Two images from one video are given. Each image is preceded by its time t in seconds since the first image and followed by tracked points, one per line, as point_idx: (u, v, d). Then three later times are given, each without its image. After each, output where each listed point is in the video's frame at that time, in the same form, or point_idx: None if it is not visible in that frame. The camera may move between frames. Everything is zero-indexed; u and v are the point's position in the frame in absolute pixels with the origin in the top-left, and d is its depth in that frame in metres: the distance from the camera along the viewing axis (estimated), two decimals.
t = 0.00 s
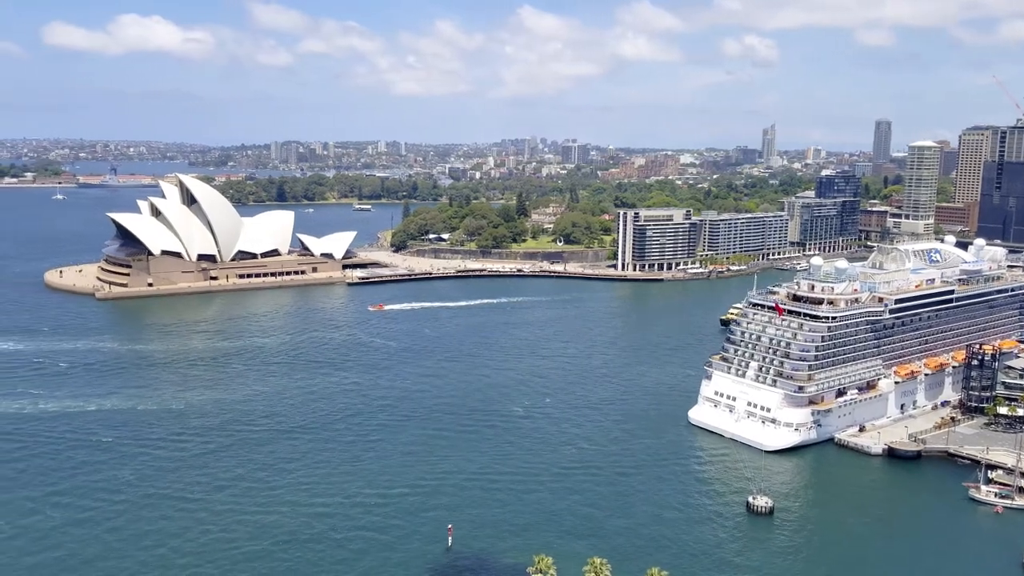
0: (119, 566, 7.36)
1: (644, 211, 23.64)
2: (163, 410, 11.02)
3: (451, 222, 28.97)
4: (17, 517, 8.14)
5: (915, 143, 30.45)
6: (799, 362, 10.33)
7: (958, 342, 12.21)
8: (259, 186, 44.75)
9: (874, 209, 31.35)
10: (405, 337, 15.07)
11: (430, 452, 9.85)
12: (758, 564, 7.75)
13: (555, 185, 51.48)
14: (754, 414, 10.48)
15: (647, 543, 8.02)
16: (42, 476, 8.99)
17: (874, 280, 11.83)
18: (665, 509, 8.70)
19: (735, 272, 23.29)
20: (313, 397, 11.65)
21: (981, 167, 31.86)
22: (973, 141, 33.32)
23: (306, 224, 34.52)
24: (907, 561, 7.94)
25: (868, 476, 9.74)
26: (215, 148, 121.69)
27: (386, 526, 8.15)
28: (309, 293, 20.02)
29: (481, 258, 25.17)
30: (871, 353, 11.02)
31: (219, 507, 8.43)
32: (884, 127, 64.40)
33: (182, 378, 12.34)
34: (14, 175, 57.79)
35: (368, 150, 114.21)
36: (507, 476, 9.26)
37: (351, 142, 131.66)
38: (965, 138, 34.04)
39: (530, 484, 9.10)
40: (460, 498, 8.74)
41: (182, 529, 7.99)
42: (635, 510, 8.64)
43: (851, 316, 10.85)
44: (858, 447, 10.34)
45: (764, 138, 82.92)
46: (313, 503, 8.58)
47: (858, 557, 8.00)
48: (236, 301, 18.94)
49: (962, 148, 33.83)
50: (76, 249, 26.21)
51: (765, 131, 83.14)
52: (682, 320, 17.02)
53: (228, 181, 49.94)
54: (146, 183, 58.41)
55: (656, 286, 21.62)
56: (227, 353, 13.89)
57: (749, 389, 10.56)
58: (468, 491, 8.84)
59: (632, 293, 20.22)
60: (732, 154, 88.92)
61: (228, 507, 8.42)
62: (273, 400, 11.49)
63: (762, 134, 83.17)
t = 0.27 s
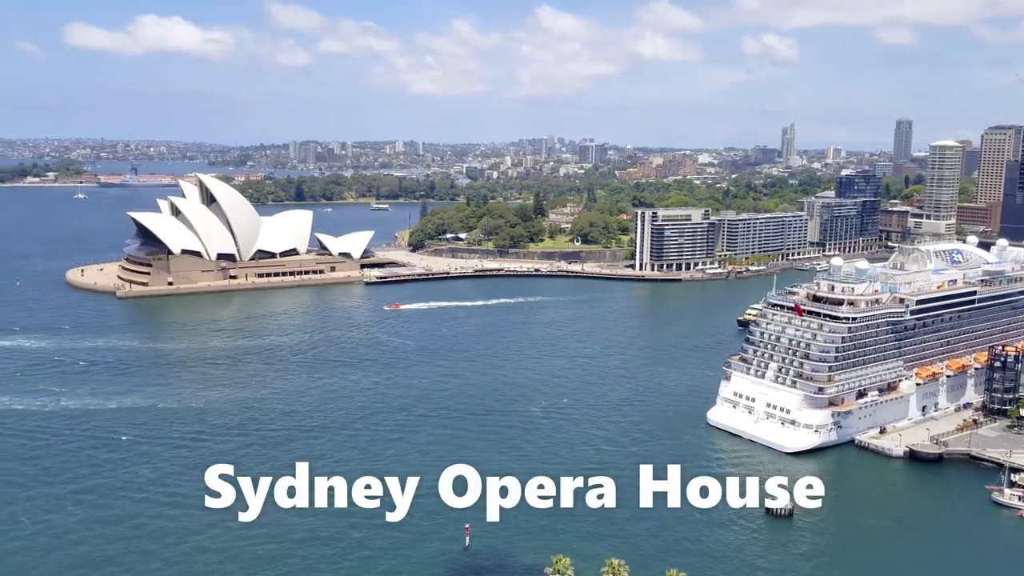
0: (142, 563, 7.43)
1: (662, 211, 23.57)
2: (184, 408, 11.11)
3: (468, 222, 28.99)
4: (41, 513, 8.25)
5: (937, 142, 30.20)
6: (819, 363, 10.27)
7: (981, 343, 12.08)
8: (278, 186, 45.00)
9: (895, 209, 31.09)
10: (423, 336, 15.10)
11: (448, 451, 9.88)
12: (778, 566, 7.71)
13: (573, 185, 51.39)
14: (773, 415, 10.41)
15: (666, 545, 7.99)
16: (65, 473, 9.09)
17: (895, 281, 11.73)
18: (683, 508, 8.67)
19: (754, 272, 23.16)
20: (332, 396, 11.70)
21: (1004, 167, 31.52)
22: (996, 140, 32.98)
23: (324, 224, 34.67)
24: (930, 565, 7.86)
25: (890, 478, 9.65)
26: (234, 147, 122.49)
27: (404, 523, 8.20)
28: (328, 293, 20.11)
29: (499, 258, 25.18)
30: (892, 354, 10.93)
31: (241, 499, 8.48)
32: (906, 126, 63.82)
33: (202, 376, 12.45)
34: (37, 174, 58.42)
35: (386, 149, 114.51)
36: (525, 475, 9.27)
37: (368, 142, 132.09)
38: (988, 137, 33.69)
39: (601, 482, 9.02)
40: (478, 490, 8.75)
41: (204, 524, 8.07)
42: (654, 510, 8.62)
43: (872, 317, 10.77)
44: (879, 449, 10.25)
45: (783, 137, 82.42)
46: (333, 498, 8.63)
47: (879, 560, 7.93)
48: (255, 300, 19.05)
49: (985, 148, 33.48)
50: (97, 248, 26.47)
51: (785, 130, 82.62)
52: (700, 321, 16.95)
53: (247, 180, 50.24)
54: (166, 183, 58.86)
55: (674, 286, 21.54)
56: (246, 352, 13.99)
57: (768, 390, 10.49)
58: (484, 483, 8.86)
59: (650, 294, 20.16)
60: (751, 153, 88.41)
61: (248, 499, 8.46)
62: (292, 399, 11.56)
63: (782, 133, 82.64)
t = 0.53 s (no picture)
0: (159, 559, 7.46)
1: (681, 211, 23.50)
2: (203, 406, 11.18)
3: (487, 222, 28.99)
4: (61, 509, 8.31)
5: (961, 143, 29.91)
6: (840, 366, 10.17)
7: (1005, 346, 11.90)
8: (298, 185, 45.21)
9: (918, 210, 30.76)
10: (441, 336, 15.10)
11: (465, 450, 9.86)
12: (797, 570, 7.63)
13: (592, 185, 51.24)
14: (793, 417, 10.30)
15: (683, 547, 7.92)
16: (85, 469, 9.16)
17: (918, 282, 11.58)
18: (702, 511, 8.60)
19: (774, 273, 22.97)
20: (350, 394, 11.72)
21: None
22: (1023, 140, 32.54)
23: (343, 223, 34.77)
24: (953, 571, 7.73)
25: (912, 483, 9.52)
26: (254, 147, 123.29)
27: (420, 522, 8.18)
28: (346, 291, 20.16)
29: (517, 258, 25.14)
30: (914, 357, 10.80)
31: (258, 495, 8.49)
32: (930, 127, 63.13)
33: (222, 374, 12.51)
34: (61, 173, 59.07)
35: (405, 148, 114.77)
36: (541, 475, 9.22)
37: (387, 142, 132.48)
38: (1014, 137, 33.27)
39: (601, 482, 8.99)
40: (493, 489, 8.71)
41: (219, 521, 8.08)
42: (671, 512, 8.55)
43: (894, 319, 10.64)
44: (900, 452, 10.11)
45: (805, 138, 81.80)
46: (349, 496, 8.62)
47: (900, 566, 7.81)
48: (274, 298, 19.14)
49: (1011, 148, 33.06)
50: (119, 247, 26.71)
51: (806, 130, 81.99)
52: (719, 322, 16.84)
53: (268, 180, 50.52)
54: (187, 182, 59.30)
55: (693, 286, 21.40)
56: (265, 350, 14.05)
57: (788, 393, 10.39)
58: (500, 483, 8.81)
59: (669, 294, 20.05)
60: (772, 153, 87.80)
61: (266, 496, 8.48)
62: (310, 397, 11.58)
63: (804, 133, 82.01)
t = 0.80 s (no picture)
0: (177, 557, 7.50)
1: (701, 212, 23.32)
2: (223, 403, 11.25)
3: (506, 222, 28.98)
4: (82, 505, 8.37)
5: (987, 143, 29.58)
6: (862, 368, 10.08)
7: None
8: (318, 185, 45.44)
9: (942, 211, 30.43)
10: (460, 335, 15.12)
11: (482, 451, 9.84)
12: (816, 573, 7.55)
13: (611, 185, 51.12)
14: (814, 420, 10.21)
15: (701, 550, 7.85)
16: (106, 466, 9.23)
17: (941, 284, 11.44)
18: (721, 513, 8.55)
19: (796, 274, 22.80)
20: (369, 393, 11.75)
21: None
22: None
23: (363, 223, 34.89)
24: None
25: (934, 487, 9.40)
26: (274, 147, 124.13)
27: (437, 520, 8.19)
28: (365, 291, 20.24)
29: (535, 258, 25.11)
30: (937, 359, 10.68)
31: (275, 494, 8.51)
32: (955, 127, 62.45)
33: (242, 372, 12.58)
34: (85, 172, 59.71)
35: (424, 148, 115.03)
36: (559, 475, 9.18)
37: (407, 142, 132.88)
38: None
39: (601, 482, 8.97)
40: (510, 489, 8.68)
41: (238, 519, 8.11)
42: (689, 515, 8.49)
43: (917, 321, 10.53)
44: (923, 456, 9.98)
45: (828, 138, 81.18)
46: (366, 494, 8.62)
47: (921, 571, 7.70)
48: (294, 297, 19.23)
49: None
50: (142, 246, 26.95)
51: (829, 131, 81.38)
52: (739, 324, 16.72)
53: (288, 180, 50.83)
54: (209, 181, 59.73)
55: (713, 287, 21.30)
56: (285, 349, 14.12)
57: (808, 395, 10.30)
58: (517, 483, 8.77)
59: (688, 295, 19.96)
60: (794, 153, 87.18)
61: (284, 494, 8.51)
62: (330, 395, 11.63)
63: (826, 133, 81.40)
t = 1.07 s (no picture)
0: (196, 552, 7.56)
1: (720, 211, 23.02)
2: (242, 400, 11.32)
3: (523, 221, 28.98)
4: (102, 500, 8.45)
5: (1011, 144, 29.25)
6: (882, 371, 10.00)
7: None
8: (336, 184, 45.62)
9: (964, 212, 30.12)
10: (477, 335, 15.13)
11: (498, 450, 9.84)
12: None
13: (629, 185, 50.96)
14: (833, 422, 10.13)
15: (718, 553, 7.81)
16: (126, 461, 9.32)
17: (963, 287, 11.31)
18: (738, 516, 8.50)
19: (815, 276, 22.64)
20: (386, 391, 11.79)
21: None
22: None
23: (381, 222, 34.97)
24: None
25: (955, 491, 9.31)
26: (294, 146, 124.75)
27: (452, 520, 8.20)
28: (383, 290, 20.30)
29: (552, 258, 25.08)
30: (959, 363, 10.57)
31: (294, 491, 8.56)
32: (978, 128, 61.75)
33: (260, 370, 12.66)
34: (107, 171, 60.25)
35: (442, 148, 115.24)
36: (575, 475, 9.17)
37: (425, 142, 133.14)
38: None
39: (601, 481, 8.98)
40: (527, 488, 8.69)
41: (257, 515, 8.16)
42: (706, 517, 8.45)
43: (939, 324, 10.42)
44: (943, 460, 9.87)
45: (849, 138, 80.53)
46: (383, 492, 8.66)
47: None
48: (312, 295, 19.32)
49: None
50: (162, 243, 27.16)
51: (850, 131, 80.74)
52: (757, 325, 16.62)
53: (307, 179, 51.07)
54: (229, 180, 60.09)
55: (731, 289, 21.19)
56: (303, 347, 14.19)
57: (828, 397, 10.23)
58: (535, 482, 8.77)
59: (706, 296, 19.87)
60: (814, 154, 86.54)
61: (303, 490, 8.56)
62: (347, 393, 11.67)
63: (847, 134, 80.76)
